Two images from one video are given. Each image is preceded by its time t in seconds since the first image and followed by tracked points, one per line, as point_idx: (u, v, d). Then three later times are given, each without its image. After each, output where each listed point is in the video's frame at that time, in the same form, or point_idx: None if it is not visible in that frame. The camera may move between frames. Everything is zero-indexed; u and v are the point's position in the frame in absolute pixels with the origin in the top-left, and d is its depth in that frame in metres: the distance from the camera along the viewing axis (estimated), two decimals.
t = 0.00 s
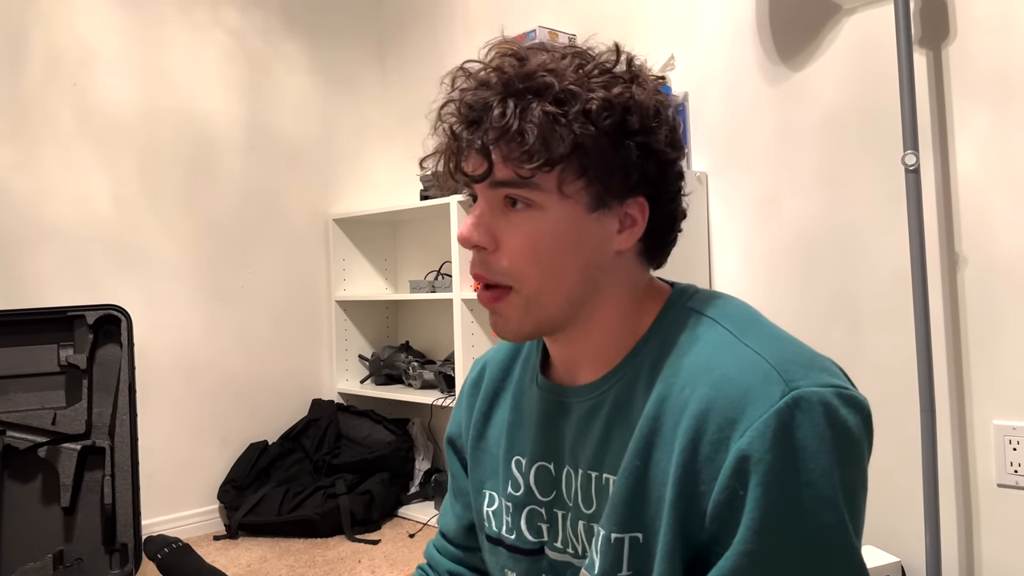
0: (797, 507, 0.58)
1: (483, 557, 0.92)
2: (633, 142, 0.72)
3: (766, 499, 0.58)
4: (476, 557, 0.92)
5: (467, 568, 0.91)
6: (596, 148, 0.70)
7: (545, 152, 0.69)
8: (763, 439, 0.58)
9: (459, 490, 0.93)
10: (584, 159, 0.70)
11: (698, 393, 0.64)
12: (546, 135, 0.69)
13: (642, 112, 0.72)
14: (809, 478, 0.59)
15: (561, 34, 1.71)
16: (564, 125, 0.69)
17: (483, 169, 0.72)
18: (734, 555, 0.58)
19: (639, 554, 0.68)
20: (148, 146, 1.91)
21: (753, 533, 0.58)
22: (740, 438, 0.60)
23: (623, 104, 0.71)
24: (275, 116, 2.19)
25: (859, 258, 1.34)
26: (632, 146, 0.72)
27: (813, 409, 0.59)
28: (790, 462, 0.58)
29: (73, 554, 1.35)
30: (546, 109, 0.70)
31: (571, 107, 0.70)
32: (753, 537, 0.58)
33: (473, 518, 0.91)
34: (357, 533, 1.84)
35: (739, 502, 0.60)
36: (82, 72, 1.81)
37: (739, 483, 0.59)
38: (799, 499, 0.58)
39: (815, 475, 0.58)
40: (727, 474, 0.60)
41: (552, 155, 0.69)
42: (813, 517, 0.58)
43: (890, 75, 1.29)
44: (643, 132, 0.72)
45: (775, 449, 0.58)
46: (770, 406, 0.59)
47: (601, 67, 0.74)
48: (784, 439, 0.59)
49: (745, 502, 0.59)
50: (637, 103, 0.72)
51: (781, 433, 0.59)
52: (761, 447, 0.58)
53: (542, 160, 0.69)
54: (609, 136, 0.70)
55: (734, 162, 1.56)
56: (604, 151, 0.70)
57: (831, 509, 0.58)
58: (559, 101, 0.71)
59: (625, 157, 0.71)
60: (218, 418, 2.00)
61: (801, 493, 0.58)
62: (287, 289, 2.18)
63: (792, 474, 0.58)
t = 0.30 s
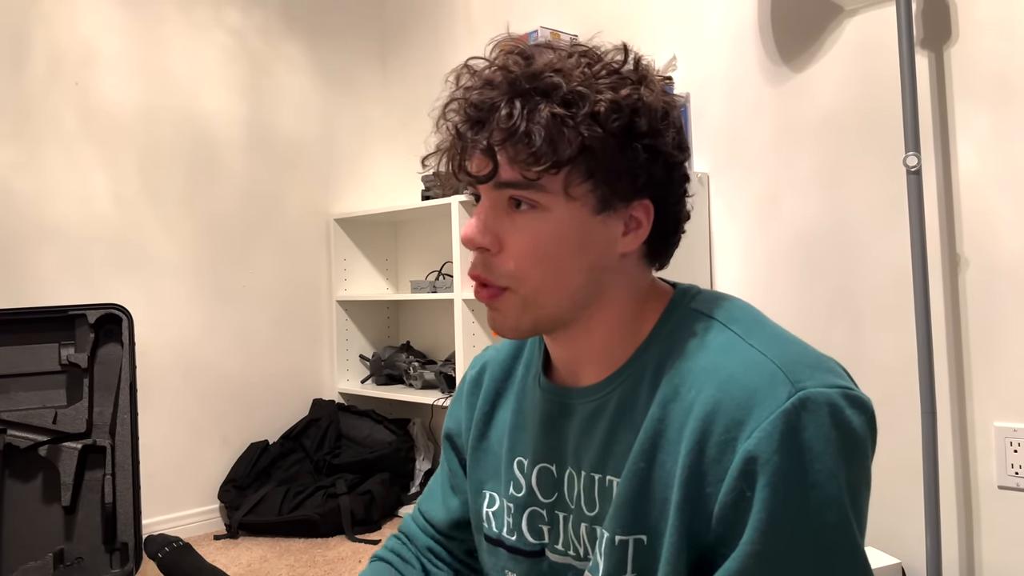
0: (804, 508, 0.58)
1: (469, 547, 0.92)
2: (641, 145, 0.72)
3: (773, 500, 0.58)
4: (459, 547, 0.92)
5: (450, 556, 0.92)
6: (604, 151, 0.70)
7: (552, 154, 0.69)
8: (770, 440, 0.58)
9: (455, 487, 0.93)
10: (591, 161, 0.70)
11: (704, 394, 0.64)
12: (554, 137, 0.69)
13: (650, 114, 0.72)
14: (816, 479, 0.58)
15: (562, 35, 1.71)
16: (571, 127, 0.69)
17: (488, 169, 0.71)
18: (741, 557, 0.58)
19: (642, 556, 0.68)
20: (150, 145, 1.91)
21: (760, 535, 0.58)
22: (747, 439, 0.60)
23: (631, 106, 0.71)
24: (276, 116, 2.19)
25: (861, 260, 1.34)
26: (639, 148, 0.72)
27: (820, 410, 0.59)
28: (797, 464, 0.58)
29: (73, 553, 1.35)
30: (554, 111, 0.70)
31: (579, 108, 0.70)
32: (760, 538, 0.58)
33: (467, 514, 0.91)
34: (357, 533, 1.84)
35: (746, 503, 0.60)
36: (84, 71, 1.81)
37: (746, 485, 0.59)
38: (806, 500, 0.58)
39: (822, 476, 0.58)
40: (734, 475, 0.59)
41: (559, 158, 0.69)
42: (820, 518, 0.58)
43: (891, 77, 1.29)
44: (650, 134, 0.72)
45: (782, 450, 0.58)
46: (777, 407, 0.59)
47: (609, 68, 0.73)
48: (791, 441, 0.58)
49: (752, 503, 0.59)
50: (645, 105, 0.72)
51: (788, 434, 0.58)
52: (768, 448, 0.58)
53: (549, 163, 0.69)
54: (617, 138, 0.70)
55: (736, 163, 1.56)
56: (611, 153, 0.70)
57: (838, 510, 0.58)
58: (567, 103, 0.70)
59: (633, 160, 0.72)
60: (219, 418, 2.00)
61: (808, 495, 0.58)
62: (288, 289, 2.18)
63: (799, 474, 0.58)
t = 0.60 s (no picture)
0: (812, 507, 0.58)
1: (475, 559, 0.92)
2: (647, 146, 0.72)
3: (781, 501, 0.58)
4: (466, 559, 0.92)
5: (459, 569, 0.91)
6: (611, 150, 0.70)
7: (559, 151, 0.68)
8: (777, 440, 0.58)
9: (457, 494, 0.93)
10: (598, 159, 0.69)
11: (710, 394, 0.64)
12: (562, 134, 0.69)
13: (658, 116, 0.72)
14: (823, 478, 0.58)
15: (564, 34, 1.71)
16: (579, 124, 0.69)
17: (493, 164, 0.71)
18: (748, 557, 0.58)
19: (647, 559, 0.68)
20: (153, 143, 1.92)
21: (767, 535, 0.58)
22: (753, 439, 0.60)
23: (640, 107, 0.71)
24: (279, 115, 2.19)
25: (863, 260, 1.34)
26: (646, 149, 0.72)
27: (826, 410, 0.59)
28: (804, 463, 0.58)
29: (75, 550, 1.35)
30: (562, 107, 0.70)
31: (587, 106, 0.69)
32: (767, 538, 0.58)
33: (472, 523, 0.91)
34: (358, 532, 1.84)
35: (752, 504, 0.60)
36: (87, 69, 1.81)
37: (752, 485, 0.59)
38: (814, 500, 0.58)
39: (829, 475, 0.58)
40: (741, 475, 0.59)
41: (565, 154, 0.68)
42: (826, 518, 0.58)
43: (893, 77, 1.29)
44: (657, 135, 0.72)
45: (789, 450, 0.58)
46: (784, 407, 0.59)
47: (619, 68, 0.73)
48: (798, 440, 0.59)
49: (759, 504, 0.59)
50: (653, 106, 0.72)
51: (794, 434, 0.59)
52: (775, 448, 0.58)
53: (555, 160, 0.68)
54: (624, 138, 0.70)
55: (739, 163, 1.56)
56: (618, 153, 0.70)
57: (844, 510, 0.58)
58: (575, 100, 0.70)
59: (639, 160, 0.71)
60: (220, 417, 2.00)
61: (815, 494, 0.58)
62: (290, 288, 2.18)
63: (807, 474, 0.58)
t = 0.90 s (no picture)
0: (803, 511, 0.58)
1: (486, 560, 0.92)
2: (657, 146, 0.72)
3: (768, 503, 0.58)
4: (479, 561, 0.92)
5: (471, 571, 0.91)
6: (620, 152, 0.69)
7: (568, 155, 0.68)
8: (767, 442, 0.58)
9: (463, 494, 0.93)
10: (607, 162, 0.69)
11: (702, 394, 0.64)
12: (569, 139, 0.69)
13: (667, 114, 0.72)
14: (816, 482, 0.58)
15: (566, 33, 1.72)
16: (587, 127, 0.68)
17: (501, 170, 0.71)
18: (734, 559, 0.58)
19: (642, 559, 0.68)
20: (155, 142, 1.92)
21: (754, 538, 0.58)
22: (743, 440, 0.60)
23: (648, 107, 0.70)
24: (281, 114, 2.20)
25: (865, 261, 1.34)
26: (655, 150, 0.71)
27: (821, 413, 0.59)
28: (796, 467, 0.58)
29: (76, 548, 1.35)
30: (570, 111, 0.70)
31: (595, 109, 0.69)
32: (754, 541, 0.58)
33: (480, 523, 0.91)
34: (359, 531, 1.84)
35: (741, 505, 0.60)
36: (89, 68, 1.81)
37: (741, 486, 0.59)
38: (805, 503, 0.58)
39: (822, 480, 0.58)
40: (729, 477, 0.59)
41: (574, 159, 0.68)
42: (818, 523, 0.58)
43: (895, 77, 1.29)
44: (667, 135, 0.72)
45: (778, 453, 0.58)
46: (776, 408, 0.59)
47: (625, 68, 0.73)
48: (790, 443, 0.58)
49: (747, 506, 0.59)
50: (662, 105, 0.71)
51: (786, 437, 0.58)
52: (764, 451, 0.58)
53: (564, 164, 0.68)
54: (633, 139, 0.70)
55: (742, 163, 1.56)
56: (628, 154, 0.70)
57: (836, 515, 0.58)
58: (582, 103, 0.70)
59: (649, 161, 0.71)
60: (221, 416, 2.01)
61: (807, 497, 0.58)
62: (292, 287, 2.18)
63: (798, 478, 0.58)
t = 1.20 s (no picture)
0: (805, 508, 0.58)
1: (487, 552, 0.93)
2: (642, 144, 0.69)
3: (771, 501, 0.57)
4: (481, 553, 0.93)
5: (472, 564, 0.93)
6: (603, 152, 0.67)
7: (551, 155, 0.66)
8: (769, 440, 0.58)
9: (465, 490, 0.93)
10: (591, 161, 0.67)
11: (703, 392, 0.64)
12: (552, 139, 0.66)
13: (652, 113, 0.69)
14: (818, 480, 0.58)
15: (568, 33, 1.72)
16: (569, 128, 0.66)
17: (488, 171, 0.70)
18: (737, 556, 0.58)
19: (643, 557, 0.68)
20: (157, 140, 1.92)
21: (757, 536, 0.58)
22: (745, 438, 0.60)
23: (632, 105, 0.68)
24: (282, 113, 2.20)
25: (867, 261, 1.34)
26: (640, 148, 0.69)
27: (822, 411, 0.59)
28: (798, 464, 0.58)
29: (78, 546, 1.35)
30: (552, 111, 0.67)
31: (578, 109, 0.67)
32: (757, 539, 0.58)
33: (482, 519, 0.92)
34: (359, 529, 1.84)
35: (743, 503, 0.60)
36: (91, 67, 1.82)
37: (742, 484, 0.59)
38: (807, 501, 0.58)
39: (823, 478, 0.58)
40: (732, 474, 0.59)
41: (557, 158, 0.67)
42: (820, 520, 0.58)
43: (898, 77, 1.29)
44: (651, 133, 0.69)
45: (781, 450, 0.58)
46: (778, 405, 0.59)
47: (610, 66, 0.70)
48: (792, 441, 0.58)
49: (749, 504, 0.59)
50: (647, 103, 0.69)
51: (788, 434, 0.58)
52: (766, 448, 0.58)
53: (547, 164, 0.67)
54: (616, 138, 0.67)
55: (744, 163, 1.56)
56: (609, 153, 0.68)
57: (837, 513, 0.58)
58: (565, 103, 0.67)
59: (633, 160, 0.69)
60: (223, 414, 2.01)
61: (809, 495, 0.58)
62: (293, 286, 2.18)
63: (800, 475, 0.58)
